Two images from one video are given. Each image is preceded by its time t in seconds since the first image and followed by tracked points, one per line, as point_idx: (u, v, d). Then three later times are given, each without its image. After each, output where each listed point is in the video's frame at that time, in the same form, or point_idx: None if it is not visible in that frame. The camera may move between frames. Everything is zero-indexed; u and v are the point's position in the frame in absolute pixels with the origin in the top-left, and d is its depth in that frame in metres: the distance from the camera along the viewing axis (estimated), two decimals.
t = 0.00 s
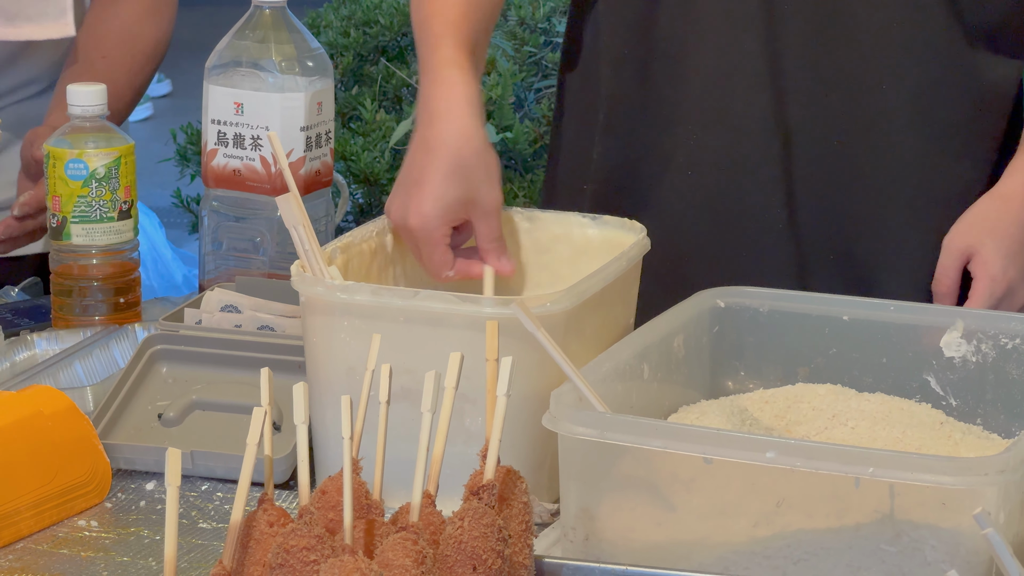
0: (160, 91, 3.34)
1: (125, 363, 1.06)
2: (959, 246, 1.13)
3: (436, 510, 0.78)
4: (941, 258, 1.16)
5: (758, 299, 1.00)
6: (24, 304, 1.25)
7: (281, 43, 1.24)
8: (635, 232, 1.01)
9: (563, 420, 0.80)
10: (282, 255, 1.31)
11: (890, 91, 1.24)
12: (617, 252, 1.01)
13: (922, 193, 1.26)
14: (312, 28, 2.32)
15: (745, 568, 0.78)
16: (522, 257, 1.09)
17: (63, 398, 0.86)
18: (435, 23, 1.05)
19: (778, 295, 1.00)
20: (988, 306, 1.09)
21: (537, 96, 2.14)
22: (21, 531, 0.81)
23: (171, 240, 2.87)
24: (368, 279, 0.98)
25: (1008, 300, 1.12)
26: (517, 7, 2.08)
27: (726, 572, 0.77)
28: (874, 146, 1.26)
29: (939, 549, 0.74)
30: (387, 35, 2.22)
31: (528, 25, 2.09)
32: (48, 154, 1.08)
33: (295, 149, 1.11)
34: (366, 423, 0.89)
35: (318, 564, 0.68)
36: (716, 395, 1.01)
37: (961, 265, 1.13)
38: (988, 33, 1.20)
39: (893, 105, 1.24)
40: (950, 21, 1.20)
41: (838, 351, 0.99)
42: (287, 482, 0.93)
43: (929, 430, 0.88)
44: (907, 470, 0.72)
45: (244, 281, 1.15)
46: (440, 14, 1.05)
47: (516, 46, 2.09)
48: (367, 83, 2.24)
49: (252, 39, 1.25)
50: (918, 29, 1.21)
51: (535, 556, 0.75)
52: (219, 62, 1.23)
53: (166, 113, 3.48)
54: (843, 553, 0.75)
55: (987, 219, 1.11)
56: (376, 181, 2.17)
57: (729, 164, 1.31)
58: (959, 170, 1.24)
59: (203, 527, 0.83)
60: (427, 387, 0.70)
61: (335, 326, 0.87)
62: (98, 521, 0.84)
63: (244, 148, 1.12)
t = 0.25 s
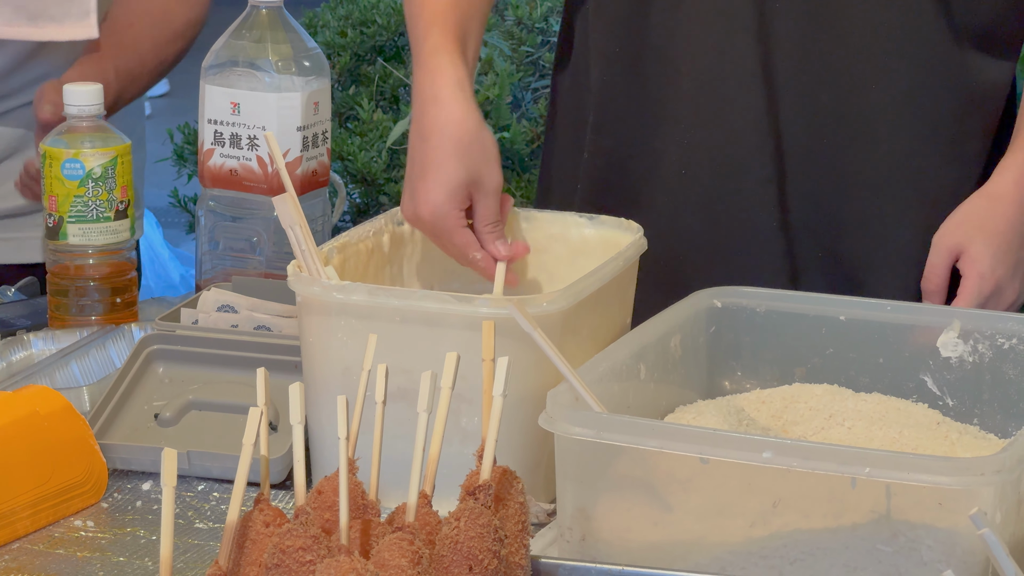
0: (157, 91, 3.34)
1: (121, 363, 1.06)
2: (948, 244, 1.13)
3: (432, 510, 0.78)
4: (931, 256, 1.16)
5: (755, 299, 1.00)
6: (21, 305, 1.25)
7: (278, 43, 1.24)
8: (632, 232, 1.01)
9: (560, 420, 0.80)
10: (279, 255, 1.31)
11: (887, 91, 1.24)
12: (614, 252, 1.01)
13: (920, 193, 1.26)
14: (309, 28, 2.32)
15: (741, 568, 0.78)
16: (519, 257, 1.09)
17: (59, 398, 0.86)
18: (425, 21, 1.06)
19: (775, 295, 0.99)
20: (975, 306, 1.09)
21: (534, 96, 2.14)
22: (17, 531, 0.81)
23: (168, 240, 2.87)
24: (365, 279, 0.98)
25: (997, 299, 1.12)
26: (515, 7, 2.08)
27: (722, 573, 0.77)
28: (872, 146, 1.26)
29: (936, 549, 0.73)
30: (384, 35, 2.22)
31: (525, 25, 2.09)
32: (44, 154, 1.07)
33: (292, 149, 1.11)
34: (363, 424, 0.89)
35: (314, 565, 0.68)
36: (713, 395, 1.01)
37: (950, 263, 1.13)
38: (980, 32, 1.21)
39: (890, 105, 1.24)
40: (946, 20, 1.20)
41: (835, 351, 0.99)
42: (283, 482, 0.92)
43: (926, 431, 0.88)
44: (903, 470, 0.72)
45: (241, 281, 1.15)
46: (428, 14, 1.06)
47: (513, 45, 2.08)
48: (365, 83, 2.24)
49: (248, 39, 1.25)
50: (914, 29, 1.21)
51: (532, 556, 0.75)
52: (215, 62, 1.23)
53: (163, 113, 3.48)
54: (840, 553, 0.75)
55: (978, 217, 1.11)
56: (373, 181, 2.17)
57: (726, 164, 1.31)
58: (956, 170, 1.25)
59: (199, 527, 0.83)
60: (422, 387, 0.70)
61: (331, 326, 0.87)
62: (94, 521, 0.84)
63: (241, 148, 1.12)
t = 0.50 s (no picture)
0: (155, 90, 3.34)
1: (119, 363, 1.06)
2: (958, 247, 1.12)
3: (431, 510, 0.78)
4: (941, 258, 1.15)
5: (754, 299, 0.99)
6: (19, 304, 1.25)
7: (276, 43, 1.24)
8: (631, 231, 1.01)
9: (559, 420, 0.80)
10: (278, 255, 1.31)
11: (887, 91, 1.24)
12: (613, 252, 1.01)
13: (919, 193, 1.26)
14: (308, 28, 2.32)
15: (740, 568, 0.78)
16: (518, 257, 1.09)
17: (57, 398, 0.86)
18: (444, 24, 1.04)
19: (774, 295, 0.99)
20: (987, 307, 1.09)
21: (532, 96, 2.13)
22: (15, 532, 0.81)
23: (166, 240, 2.86)
24: (364, 279, 0.98)
25: (1009, 301, 1.12)
26: (514, 7, 2.08)
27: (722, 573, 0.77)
28: (871, 145, 1.26)
29: (935, 550, 0.73)
30: (383, 35, 2.21)
31: (524, 24, 2.09)
32: (42, 154, 1.07)
33: (291, 149, 1.11)
34: (361, 424, 0.89)
35: (313, 565, 0.68)
36: (712, 395, 1.01)
37: (961, 266, 1.13)
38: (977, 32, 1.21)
39: (889, 105, 1.24)
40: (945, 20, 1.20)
41: (834, 351, 0.98)
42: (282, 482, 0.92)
43: (926, 431, 0.87)
44: (903, 471, 0.72)
45: (239, 280, 1.15)
46: (458, 17, 1.04)
47: (512, 45, 2.08)
48: (363, 83, 2.24)
49: (247, 38, 1.25)
50: (913, 29, 1.21)
51: (530, 557, 0.75)
52: (213, 61, 1.22)
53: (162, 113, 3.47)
54: (839, 553, 0.75)
55: (988, 219, 1.11)
56: (372, 181, 2.17)
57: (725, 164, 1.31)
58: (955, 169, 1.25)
59: (197, 527, 0.83)
60: (421, 388, 0.70)
61: (330, 327, 0.87)
62: (93, 521, 0.84)
63: (240, 148, 1.12)
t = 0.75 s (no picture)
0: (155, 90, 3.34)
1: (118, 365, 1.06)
2: (970, 250, 1.12)
3: (430, 512, 0.78)
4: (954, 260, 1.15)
5: (754, 300, 0.99)
6: (18, 305, 1.24)
7: (276, 44, 1.24)
8: (631, 232, 1.01)
9: (558, 422, 0.80)
10: (277, 256, 1.31)
11: (887, 91, 1.24)
12: (613, 253, 1.00)
13: (920, 193, 1.26)
14: (307, 28, 2.31)
15: (741, 570, 0.77)
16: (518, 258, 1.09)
17: (56, 400, 0.86)
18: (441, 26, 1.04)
19: (774, 296, 0.99)
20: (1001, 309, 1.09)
21: (532, 97, 2.12)
22: (14, 534, 0.80)
23: (166, 240, 2.86)
24: (363, 280, 0.97)
25: None
26: (513, 7, 2.08)
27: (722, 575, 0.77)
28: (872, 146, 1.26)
29: (936, 552, 0.73)
30: (382, 35, 2.21)
31: (524, 25, 2.08)
32: (41, 155, 1.07)
33: (290, 150, 1.11)
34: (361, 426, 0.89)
35: (312, 568, 0.68)
36: (712, 396, 1.01)
37: (974, 268, 1.12)
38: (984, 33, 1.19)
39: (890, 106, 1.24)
40: (946, 20, 1.20)
41: (834, 352, 0.98)
42: (281, 484, 0.92)
43: (926, 432, 0.87)
44: (904, 472, 0.72)
45: (239, 281, 1.15)
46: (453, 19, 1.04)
47: (512, 46, 2.08)
48: (363, 83, 2.24)
49: (246, 39, 1.24)
50: (913, 29, 1.21)
51: (530, 558, 0.75)
52: (212, 62, 1.22)
53: (162, 113, 3.48)
54: (840, 555, 0.75)
55: (1000, 222, 1.11)
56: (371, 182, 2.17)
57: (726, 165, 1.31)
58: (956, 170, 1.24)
59: (197, 529, 0.83)
60: (421, 391, 0.70)
61: (329, 328, 0.86)
62: (92, 523, 0.84)
63: (239, 149, 1.12)
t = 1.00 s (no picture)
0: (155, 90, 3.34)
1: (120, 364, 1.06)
2: (993, 255, 1.14)
3: (433, 512, 0.78)
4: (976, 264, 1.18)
5: (756, 300, 0.99)
6: (19, 305, 1.24)
7: (277, 43, 1.23)
8: (632, 232, 1.01)
9: (561, 422, 0.80)
10: (279, 256, 1.31)
11: (889, 90, 1.24)
12: (614, 253, 1.00)
13: (921, 193, 1.25)
14: (308, 28, 2.31)
15: (743, 570, 0.77)
16: (519, 258, 1.09)
17: (58, 400, 0.86)
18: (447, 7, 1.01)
19: (775, 295, 0.99)
20: None
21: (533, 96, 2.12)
22: (16, 534, 0.80)
23: (166, 241, 2.86)
24: (365, 280, 0.97)
25: None
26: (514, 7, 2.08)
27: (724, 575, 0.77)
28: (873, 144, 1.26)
29: (939, 551, 0.73)
30: (383, 35, 2.21)
31: (525, 25, 2.09)
32: (43, 155, 1.07)
33: (291, 149, 1.11)
34: (363, 425, 0.89)
35: (314, 567, 0.68)
36: (714, 396, 1.01)
37: (996, 272, 1.15)
38: (987, 30, 1.19)
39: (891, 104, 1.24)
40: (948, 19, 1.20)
41: (836, 351, 0.98)
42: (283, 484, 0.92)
43: (928, 431, 0.87)
44: (906, 472, 0.72)
45: (240, 281, 1.15)
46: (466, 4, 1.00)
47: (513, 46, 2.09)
48: (364, 83, 2.24)
49: (247, 38, 1.24)
50: (915, 28, 1.21)
51: (532, 558, 0.75)
52: (214, 62, 1.22)
53: (163, 113, 3.48)
54: (842, 555, 0.75)
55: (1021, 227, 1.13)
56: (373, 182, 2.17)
57: (730, 166, 1.31)
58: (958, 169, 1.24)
59: (199, 529, 0.83)
60: (424, 390, 0.70)
61: (332, 328, 0.86)
62: (94, 523, 0.84)
63: (240, 148, 1.12)
